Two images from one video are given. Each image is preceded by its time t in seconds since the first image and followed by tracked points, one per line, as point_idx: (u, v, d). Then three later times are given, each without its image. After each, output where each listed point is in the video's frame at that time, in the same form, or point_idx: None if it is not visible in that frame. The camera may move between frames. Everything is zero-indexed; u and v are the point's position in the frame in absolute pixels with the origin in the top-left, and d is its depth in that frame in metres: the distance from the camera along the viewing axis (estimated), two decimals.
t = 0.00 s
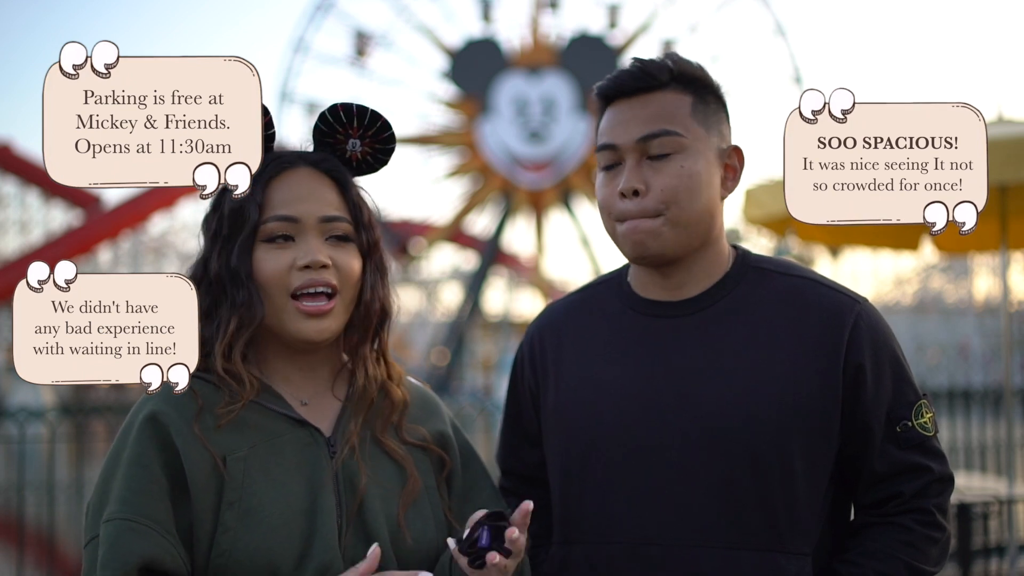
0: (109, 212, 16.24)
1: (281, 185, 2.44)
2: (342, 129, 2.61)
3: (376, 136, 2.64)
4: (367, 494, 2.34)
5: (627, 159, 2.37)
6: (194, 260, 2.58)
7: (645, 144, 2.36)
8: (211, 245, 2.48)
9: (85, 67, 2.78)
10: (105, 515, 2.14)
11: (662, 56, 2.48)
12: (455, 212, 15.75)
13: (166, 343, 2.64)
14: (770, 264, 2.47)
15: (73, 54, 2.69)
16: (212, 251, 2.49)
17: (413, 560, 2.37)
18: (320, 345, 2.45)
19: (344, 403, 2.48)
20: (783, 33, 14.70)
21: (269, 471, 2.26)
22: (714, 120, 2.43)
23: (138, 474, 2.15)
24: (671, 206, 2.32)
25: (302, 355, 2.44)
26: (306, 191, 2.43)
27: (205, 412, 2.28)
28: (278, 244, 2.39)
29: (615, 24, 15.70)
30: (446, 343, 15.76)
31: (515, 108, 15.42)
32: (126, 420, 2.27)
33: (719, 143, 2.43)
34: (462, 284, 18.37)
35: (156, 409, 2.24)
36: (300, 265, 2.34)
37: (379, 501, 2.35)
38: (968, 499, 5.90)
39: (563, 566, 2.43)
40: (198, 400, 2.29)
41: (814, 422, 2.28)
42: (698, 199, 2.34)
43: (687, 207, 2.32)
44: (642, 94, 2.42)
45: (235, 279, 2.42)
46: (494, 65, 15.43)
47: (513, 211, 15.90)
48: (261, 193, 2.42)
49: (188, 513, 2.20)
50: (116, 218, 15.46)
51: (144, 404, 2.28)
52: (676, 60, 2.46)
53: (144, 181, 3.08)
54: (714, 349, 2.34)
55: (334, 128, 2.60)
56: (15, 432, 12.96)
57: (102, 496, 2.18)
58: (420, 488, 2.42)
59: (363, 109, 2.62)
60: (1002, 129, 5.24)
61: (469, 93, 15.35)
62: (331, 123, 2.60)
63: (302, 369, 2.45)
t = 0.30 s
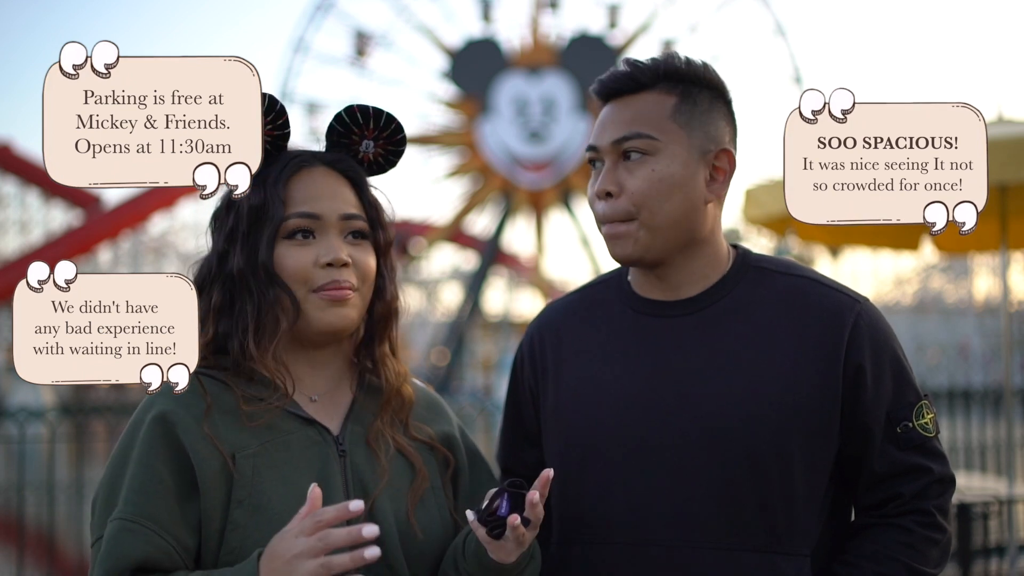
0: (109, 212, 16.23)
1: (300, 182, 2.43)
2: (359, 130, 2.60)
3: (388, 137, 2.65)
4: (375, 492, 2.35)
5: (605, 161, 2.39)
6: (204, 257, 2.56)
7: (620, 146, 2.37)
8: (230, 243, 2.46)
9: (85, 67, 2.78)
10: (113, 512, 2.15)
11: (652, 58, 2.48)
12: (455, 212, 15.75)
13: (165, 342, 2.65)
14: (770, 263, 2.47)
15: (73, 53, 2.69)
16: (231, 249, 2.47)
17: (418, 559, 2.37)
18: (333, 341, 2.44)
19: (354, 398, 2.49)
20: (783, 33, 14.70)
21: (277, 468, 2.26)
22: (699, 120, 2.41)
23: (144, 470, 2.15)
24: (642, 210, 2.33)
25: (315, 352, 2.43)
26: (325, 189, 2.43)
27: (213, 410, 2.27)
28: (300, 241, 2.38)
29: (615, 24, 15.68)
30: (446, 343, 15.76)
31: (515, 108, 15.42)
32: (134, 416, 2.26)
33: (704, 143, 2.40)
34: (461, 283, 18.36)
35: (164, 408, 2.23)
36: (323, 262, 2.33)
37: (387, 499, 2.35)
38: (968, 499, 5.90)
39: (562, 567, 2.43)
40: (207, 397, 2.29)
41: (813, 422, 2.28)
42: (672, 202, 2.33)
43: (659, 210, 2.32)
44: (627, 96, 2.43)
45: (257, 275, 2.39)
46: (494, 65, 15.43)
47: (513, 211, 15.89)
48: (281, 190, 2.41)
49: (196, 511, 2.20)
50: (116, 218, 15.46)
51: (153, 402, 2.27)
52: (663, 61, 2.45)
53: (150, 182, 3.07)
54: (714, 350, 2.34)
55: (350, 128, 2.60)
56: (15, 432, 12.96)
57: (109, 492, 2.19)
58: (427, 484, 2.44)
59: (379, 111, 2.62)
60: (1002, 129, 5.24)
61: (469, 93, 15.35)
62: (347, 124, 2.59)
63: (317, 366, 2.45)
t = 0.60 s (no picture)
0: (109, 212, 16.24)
1: (286, 184, 2.46)
2: (349, 128, 2.61)
3: (383, 133, 2.64)
4: (378, 492, 2.36)
5: (601, 166, 2.39)
6: (208, 266, 2.59)
7: (615, 150, 2.37)
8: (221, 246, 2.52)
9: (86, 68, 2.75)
10: (123, 511, 2.14)
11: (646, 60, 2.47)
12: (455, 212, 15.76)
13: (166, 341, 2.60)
14: (771, 263, 2.47)
15: (72, 53, 2.68)
16: (222, 253, 2.53)
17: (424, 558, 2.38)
18: (325, 339, 2.44)
19: (357, 401, 2.49)
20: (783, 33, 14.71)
21: (283, 467, 2.27)
22: (694, 120, 2.40)
23: (154, 469, 2.15)
24: (639, 212, 2.33)
25: (311, 350, 2.44)
26: (311, 189, 2.44)
27: (219, 408, 2.28)
28: (281, 242, 2.41)
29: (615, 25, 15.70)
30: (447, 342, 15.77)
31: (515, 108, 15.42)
32: (140, 415, 2.27)
33: (700, 142, 2.39)
34: (461, 283, 18.37)
35: (172, 405, 2.24)
36: (300, 263, 2.34)
37: (391, 498, 2.37)
38: (968, 499, 5.90)
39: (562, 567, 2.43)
40: (212, 394, 2.30)
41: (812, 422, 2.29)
42: (669, 203, 2.33)
43: (657, 212, 2.32)
44: (622, 98, 2.43)
45: (241, 279, 2.46)
46: (494, 65, 15.43)
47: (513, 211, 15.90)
48: (263, 193, 2.45)
49: (202, 508, 2.21)
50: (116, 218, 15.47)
51: (158, 401, 2.28)
52: (657, 63, 2.45)
53: (141, 180, 2.73)
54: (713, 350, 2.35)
55: (340, 128, 2.61)
56: (15, 432, 12.97)
57: (117, 493, 2.18)
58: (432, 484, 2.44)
59: (369, 108, 2.62)
60: (1002, 129, 5.24)
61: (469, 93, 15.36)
62: (337, 123, 2.60)
63: (313, 366, 2.45)
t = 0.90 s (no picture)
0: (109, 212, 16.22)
1: (292, 189, 2.47)
2: (355, 133, 2.61)
3: (389, 138, 2.64)
4: (378, 492, 2.34)
5: (603, 167, 2.39)
6: (211, 267, 2.60)
7: (617, 152, 2.37)
8: (226, 249, 2.53)
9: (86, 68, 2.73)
10: (122, 511, 2.15)
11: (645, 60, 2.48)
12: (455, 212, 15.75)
13: (163, 341, 2.57)
14: (770, 262, 2.47)
15: (71, 53, 2.67)
16: (226, 257, 2.54)
17: (424, 560, 2.37)
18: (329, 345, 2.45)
19: (356, 403, 2.48)
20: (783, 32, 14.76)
21: (281, 467, 2.26)
22: (694, 121, 2.40)
23: (153, 468, 2.16)
24: (641, 214, 2.33)
25: (314, 356, 2.45)
26: (317, 195, 2.45)
27: (218, 409, 2.29)
28: (286, 248, 2.42)
29: (615, 25, 15.71)
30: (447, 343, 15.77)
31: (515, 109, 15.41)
32: (140, 415, 2.28)
33: (699, 145, 2.39)
34: (461, 283, 18.36)
35: (172, 405, 2.26)
36: (307, 270, 2.34)
37: (390, 499, 2.36)
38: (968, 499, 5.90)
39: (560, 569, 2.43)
40: (213, 395, 2.31)
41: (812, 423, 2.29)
42: (670, 204, 2.33)
43: (659, 214, 2.32)
44: (622, 100, 2.42)
45: (247, 285, 2.46)
46: (494, 65, 15.43)
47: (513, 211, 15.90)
48: (269, 198, 2.46)
49: (201, 508, 2.21)
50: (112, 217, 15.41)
51: (160, 400, 2.29)
52: (656, 65, 2.45)
53: (142, 180, 2.69)
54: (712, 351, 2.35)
55: (346, 132, 2.61)
56: (15, 432, 12.98)
57: (117, 493, 2.18)
58: (432, 488, 2.44)
59: (375, 112, 2.62)
60: (1002, 129, 5.24)
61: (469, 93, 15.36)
62: (343, 127, 2.61)
63: (316, 370, 2.46)
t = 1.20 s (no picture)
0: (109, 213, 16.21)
1: (293, 189, 2.47)
2: (354, 132, 2.61)
3: (389, 137, 2.64)
4: (378, 495, 2.34)
5: (621, 162, 2.36)
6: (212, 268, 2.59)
7: (637, 147, 2.35)
8: (227, 249, 2.52)
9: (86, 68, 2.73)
10: (122, 513, 2.15)
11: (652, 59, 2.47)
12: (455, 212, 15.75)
13: (163, 340, 2.58)
14: (769, 263, 2.48)
15: (71, 53, 2.67)
16: (229, 258, 2.54)
17: (424, 563, 2.37)
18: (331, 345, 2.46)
19: (359, 401, 2.49)
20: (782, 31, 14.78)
21: (282, 470, 2.26)
22: (707, 121, 2.42)
23: (153, 470, 2.16)
24: (664, 207, 2.31)
25: (317, 355, 2.45)
26: (317, 195, 2.45)
27: (218, 411, 2.29)
28: (288, 248, 2.42)
29: (615, 25, 15.72)
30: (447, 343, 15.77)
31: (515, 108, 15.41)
32: (141, 416, 2.28)
33: (712, 141, 2.42)
34: (461, 283, 18.36)
35: (173, 406, 2.25)
36: (309, 269, 2.36)
37: (390, 503, 2.36)
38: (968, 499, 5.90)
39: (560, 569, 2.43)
40: (214, 397, 2.31)
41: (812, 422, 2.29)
42: (692, 199, 2.34)
43: (681, 208, 2.32)
44: (635, 97, 2.41)
45: (250, 285, 2.46)
46: (494, 65, 15.43)
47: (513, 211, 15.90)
48: (270, 198, 2.45)
49: (200, 510, 2.21)
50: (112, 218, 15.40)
51: (161, 401, 2.29)
52: (667, 63, 2.45)
53: (142, 180, 2.69)
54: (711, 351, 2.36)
55: (345, 131, 2.61)
56: (15, 432, 12.99)
57: (117, 494, 2.18)
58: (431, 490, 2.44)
59: (374, 111, 2.62)
60: (1002, 129, 5.24)
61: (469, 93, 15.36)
62: (342, 127, 2.60)
63: (321, 370, 2.46)
